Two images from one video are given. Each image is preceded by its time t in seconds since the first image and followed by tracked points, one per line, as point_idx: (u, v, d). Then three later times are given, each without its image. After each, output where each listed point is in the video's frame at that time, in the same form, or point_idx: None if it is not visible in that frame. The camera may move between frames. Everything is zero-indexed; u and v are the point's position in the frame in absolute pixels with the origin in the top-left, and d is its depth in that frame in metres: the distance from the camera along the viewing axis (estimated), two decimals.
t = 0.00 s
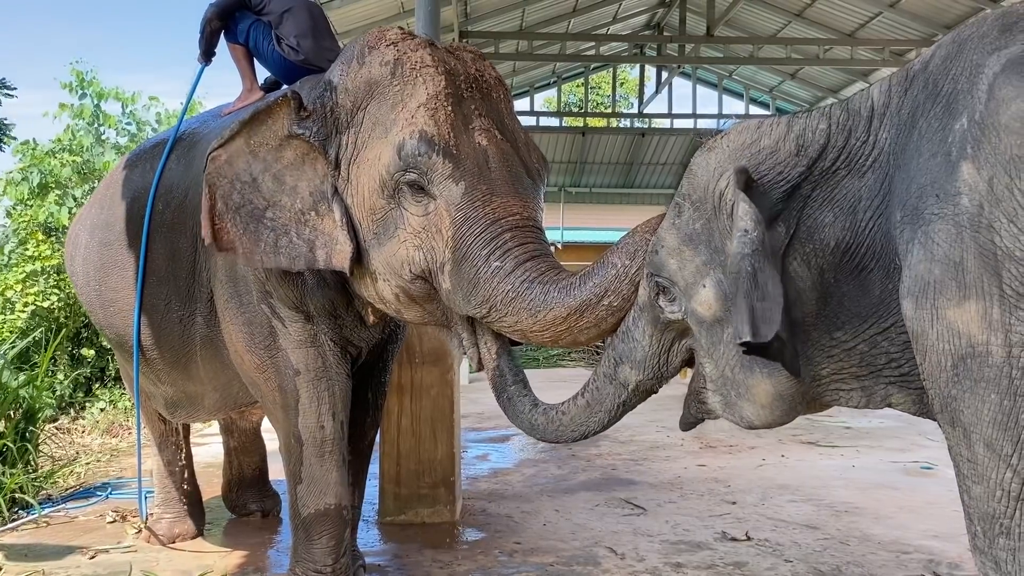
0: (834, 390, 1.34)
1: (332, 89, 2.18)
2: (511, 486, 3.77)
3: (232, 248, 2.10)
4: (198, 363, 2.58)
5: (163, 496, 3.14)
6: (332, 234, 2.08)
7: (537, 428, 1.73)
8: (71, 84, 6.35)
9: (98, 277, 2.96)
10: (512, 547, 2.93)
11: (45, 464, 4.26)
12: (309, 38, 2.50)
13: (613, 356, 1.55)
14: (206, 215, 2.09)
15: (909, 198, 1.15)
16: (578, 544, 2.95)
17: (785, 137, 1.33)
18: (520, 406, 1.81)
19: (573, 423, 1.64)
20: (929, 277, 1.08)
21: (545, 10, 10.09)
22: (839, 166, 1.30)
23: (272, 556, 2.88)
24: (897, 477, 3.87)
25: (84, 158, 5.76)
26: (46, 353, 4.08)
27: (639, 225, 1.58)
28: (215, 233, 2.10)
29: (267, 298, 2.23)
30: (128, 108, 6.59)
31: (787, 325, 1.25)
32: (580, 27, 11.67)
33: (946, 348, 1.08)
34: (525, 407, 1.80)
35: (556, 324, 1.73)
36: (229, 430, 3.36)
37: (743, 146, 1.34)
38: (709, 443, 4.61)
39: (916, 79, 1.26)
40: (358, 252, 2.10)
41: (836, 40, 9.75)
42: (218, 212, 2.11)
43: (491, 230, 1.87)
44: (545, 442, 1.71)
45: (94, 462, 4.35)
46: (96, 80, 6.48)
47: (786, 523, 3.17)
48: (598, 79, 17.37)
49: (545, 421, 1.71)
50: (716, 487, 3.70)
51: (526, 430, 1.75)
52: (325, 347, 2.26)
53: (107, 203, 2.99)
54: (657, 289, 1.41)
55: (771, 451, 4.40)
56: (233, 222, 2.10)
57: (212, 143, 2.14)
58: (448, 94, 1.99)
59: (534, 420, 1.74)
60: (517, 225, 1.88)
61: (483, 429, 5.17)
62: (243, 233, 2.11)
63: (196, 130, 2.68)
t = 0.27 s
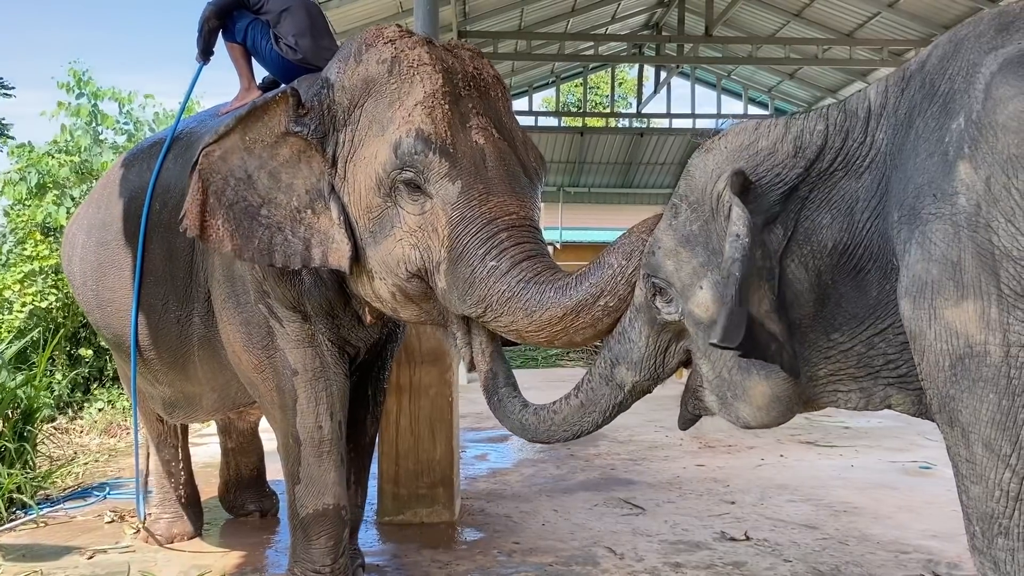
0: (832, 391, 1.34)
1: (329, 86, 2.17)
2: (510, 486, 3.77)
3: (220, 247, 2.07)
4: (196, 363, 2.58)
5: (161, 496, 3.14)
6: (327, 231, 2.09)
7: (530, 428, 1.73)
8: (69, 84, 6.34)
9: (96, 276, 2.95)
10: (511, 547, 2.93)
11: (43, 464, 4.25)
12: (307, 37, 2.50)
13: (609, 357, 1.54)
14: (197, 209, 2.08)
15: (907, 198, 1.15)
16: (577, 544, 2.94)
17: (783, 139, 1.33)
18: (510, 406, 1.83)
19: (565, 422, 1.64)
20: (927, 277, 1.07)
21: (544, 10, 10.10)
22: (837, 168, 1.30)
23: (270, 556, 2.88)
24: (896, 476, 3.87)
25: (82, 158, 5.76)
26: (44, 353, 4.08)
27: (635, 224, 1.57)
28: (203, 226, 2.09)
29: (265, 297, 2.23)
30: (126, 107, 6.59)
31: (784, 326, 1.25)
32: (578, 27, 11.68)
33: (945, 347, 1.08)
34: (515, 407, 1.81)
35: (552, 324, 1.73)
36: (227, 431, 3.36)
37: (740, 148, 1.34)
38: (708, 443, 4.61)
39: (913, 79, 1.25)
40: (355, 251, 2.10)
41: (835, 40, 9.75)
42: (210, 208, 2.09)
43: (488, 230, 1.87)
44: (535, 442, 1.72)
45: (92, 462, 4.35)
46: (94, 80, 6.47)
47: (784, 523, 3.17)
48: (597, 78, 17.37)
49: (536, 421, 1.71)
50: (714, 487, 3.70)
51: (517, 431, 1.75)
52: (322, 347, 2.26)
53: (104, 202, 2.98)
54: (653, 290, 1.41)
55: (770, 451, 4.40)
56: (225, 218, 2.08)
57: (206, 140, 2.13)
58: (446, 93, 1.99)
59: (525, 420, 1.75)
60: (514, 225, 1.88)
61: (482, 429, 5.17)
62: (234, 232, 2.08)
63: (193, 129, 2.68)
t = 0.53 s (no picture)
0: (816, 385, 1.34)
1: (326, 86, 2.17)
2: (508, 486, 3.76)
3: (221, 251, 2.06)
4: (193, 363, 2.58)
5: (159, 497, 3.14)
6: (326, 232, 2.09)
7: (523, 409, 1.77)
8: (66, 84, 6.33)
9: (93, 276, 2.95)
10: (510, 547, 2.93)
11: (41, 464, 4.25)
12: (305, 37, 2.50)
13: (602, 349, 1.54)
14: (197, 212, 2.06)
15: (903, 197, 1.15)
16: (576, 544, 2.94)
17: (777, 135, 1.33)
18: (512, 388, 1.85)
19: (554, 405, 1.65)
20: (924, 277, 1.08)
21: (543, 10, 10.10)
22: (831, 164, 1.30)
23: (268, 556, 2.88)
24: (895, 476, 3.87)
25: (80, 159, 5.76)
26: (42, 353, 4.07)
27: (628, 218, 1.56)
28: (206, 227, 2.06)
29: (263, 297, 2.23)
30: (124, 108, 6.59)
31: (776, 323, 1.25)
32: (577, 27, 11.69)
33: (942, 348, 1.08)
34: (514, 387, 1.84)
35: (549, 322, 1.72)
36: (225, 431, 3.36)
37: (734, 142, 1.33)
38: (707, 443, 4.61)
39: (909, 77, 1.25)
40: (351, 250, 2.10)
41: (833, 40, 9.75)
42: (208, 211, 2.07)
43: (483, 231, 1.87)
44: (526, 419, 1.74)
45: (91, 462, 4.34)
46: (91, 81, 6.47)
47: (783, 523, 3.17)
48: (595, 78, 17.38)
49: (529, 400, 1.74)
50: (713, 487, 3.70)
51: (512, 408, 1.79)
52: (321, 347, 2.25)
53: (101, 202, 2.98)
54: (646, 282, 1.40)
55: (769, 451, 4.40)
56: (223, 220, 2.07)
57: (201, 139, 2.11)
58: (443, 93, 1.99)
59: (520, 398, 1.78)
60: (509, 225, 1.88)
61: (480, 429, 5.17)
62: (231, 232, 2.07)
63: (190, 129, 2.68)
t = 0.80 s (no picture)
0: (803, 378, 1.36)
1: (325, 86, 2.16)
2: (507, 486, 3.77)
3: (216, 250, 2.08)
4: (192, 363, 2.58)
5: (159, 497, 3.14)
6: (325, 232, 2.09)
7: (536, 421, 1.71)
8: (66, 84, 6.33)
9: (92, 277, 2.95)
10: (509, 546, 2.93)
11: (40, 464, 4.25)
12: (304, 37, 2.50)
13: (599, 347, 1.55)
14: (192, 212, 2.07)
15: (900, 197, 1.15)
16: (575, 543, 2.94)
17: (772, 133, 1.33)
18: (517, 404, 1.78)
19: (564, 411, 1.64)
20: (920, 278, 1.08)
21: (541, 10, 10.11)
22: (825, 162, 1.30)
23: (267, 556, 2.88)
24: (894, 476, 3.87)
25: (79, 159, 5.76)
26: (41, 353, 4.07)
27: (621, 216, 1.56)
28: (200, 228, 2.08)
29: (262, 297, 2.23)
30: (123, 108, 6.58)
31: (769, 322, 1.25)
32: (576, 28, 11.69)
33: (938, 349, 1.08)
34: (521, 404, 1.77)
35: (546, 322, 1.72)
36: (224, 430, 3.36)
37: (730, 139, 1.34)
38: (705, 442, 4.62)
39: (905, 76, 1.25)
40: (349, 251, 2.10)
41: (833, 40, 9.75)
42: (205, 210, 2.09)
43: (481, 232, 1.87)
44: (542, 434, 1.69)
45: (89, 462, 4.35)
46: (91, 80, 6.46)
47: (782, 523, 3.17)
48: (594, 79, 17.38)
49: (541, 413, 1.69)
50: (712, 487, 3.70)
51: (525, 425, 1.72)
52: (320, 347, 2.25)
53: (100, 202, 2.98)
54: (642, 279, 1.41)
55: (767, 451, 4.40)
56: (222, 220, 2.09)
57: (202, 139, 2.11)
58: (442, 94, 1.99)
59: (531, 413, 1.72)
60: (506, 226, 1.88)
61: (479, 429, 5.17)
62: (229, 232, 2.09)
63: (189, 129, 2.68)
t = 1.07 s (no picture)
0: (806, 380, 1.36)
1: (326, 86, 2.15)
2: (506, 486, 3.76)
3: (217, 250, 2.10)
4: (191, 362, 2.57)
5: (158, 496, 3.14)
6: (326, 233, 2.08)
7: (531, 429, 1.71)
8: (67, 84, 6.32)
9: (92, 276, 2.95)
10: (508, 547, 2.93)
11: (39, 464, 4.25)
12: (304, 37, 2.50)
13: (599, 352, 1.54)
14: (195, 212, 2.11)
15: (901, 197, 1.15)
16: (575, 543, 2.94)
17: (774, 133, 1.33)
18: (512, 411, 1.78)
19: (563, 420, 1.64)
20: (922, 278, 1.08)
21: (540, 10, 10.11)
22: (827, 163, 1.30)
23: (266, 556, 2.87)
24: (893, 476, 3.87)
25: (79, 160, 5.75)
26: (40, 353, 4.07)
27: (620, 218, 1.55)
28: (201, 228, 2.12)
29: (262, 298, 2.23)
30: (124, 108, 6.58)
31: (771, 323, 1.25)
32: (575, 28, 11.70)
33: (940, 349, 1.08)
34: (516, 411, 1.77)
35: (545, 324, 1.72)
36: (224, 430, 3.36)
37: (732, 140, 1.34)
38: (705, 442, 4.62)
39: (907, 76, 1.25)
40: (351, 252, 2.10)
41: (832, 40, 9.75)
42: (206, 210, 2.11)
43: (482, 234, 1.87)
44: (538, 442, 1.70)
45: (88, 462, 4.34)
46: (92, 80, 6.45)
47: (781, 522, 3.17)
48: (593, 79, 17.38)
49: (537, 421, 1.69)
50: (711, 486, 3.70)
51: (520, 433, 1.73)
52: (320, 348, 2.25)
53: (99, 202, 2.97)
54: (643, 282, 1.41)
55: (767, 451, 4.40)
56: (223, 219, 2.10)
57: (203, 139, 2.12)
58: (444, 95, 1.99)
59: (527, 422, 1.72)
60: (506, 228, 1.87)
61: (479, 429, 5.17)
62: (231, 232, 2.10)
63: (189, 129, 2.67)
